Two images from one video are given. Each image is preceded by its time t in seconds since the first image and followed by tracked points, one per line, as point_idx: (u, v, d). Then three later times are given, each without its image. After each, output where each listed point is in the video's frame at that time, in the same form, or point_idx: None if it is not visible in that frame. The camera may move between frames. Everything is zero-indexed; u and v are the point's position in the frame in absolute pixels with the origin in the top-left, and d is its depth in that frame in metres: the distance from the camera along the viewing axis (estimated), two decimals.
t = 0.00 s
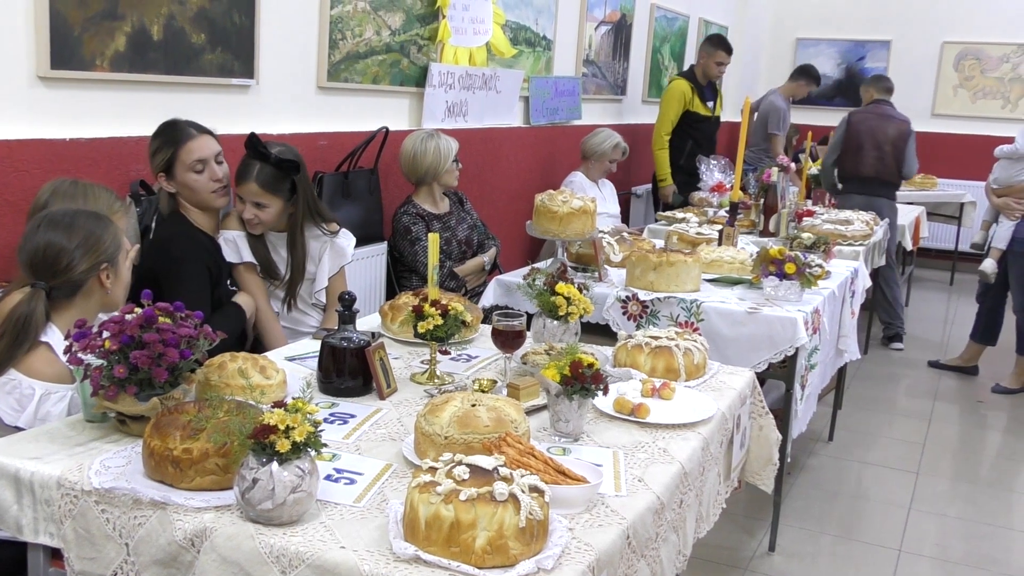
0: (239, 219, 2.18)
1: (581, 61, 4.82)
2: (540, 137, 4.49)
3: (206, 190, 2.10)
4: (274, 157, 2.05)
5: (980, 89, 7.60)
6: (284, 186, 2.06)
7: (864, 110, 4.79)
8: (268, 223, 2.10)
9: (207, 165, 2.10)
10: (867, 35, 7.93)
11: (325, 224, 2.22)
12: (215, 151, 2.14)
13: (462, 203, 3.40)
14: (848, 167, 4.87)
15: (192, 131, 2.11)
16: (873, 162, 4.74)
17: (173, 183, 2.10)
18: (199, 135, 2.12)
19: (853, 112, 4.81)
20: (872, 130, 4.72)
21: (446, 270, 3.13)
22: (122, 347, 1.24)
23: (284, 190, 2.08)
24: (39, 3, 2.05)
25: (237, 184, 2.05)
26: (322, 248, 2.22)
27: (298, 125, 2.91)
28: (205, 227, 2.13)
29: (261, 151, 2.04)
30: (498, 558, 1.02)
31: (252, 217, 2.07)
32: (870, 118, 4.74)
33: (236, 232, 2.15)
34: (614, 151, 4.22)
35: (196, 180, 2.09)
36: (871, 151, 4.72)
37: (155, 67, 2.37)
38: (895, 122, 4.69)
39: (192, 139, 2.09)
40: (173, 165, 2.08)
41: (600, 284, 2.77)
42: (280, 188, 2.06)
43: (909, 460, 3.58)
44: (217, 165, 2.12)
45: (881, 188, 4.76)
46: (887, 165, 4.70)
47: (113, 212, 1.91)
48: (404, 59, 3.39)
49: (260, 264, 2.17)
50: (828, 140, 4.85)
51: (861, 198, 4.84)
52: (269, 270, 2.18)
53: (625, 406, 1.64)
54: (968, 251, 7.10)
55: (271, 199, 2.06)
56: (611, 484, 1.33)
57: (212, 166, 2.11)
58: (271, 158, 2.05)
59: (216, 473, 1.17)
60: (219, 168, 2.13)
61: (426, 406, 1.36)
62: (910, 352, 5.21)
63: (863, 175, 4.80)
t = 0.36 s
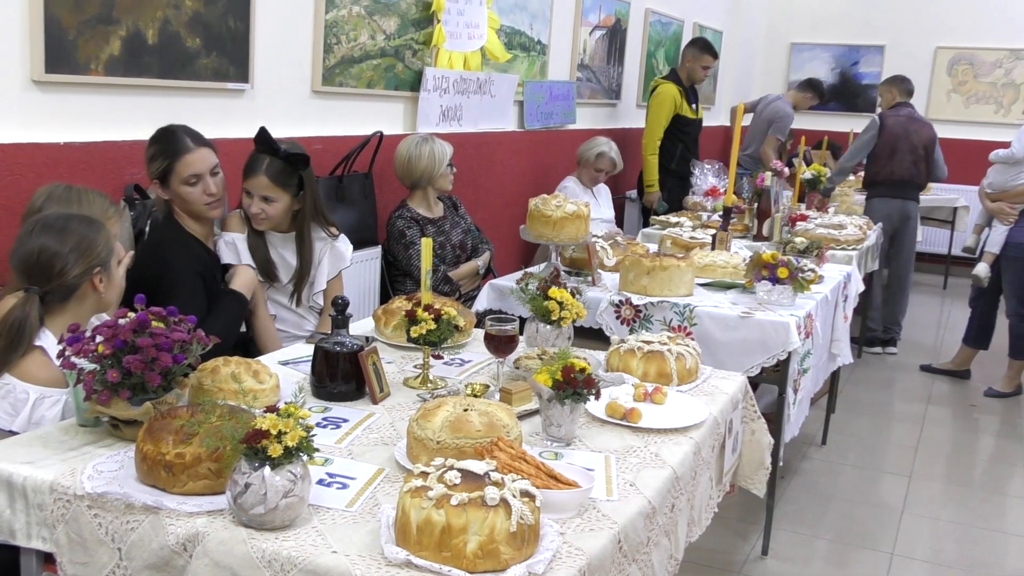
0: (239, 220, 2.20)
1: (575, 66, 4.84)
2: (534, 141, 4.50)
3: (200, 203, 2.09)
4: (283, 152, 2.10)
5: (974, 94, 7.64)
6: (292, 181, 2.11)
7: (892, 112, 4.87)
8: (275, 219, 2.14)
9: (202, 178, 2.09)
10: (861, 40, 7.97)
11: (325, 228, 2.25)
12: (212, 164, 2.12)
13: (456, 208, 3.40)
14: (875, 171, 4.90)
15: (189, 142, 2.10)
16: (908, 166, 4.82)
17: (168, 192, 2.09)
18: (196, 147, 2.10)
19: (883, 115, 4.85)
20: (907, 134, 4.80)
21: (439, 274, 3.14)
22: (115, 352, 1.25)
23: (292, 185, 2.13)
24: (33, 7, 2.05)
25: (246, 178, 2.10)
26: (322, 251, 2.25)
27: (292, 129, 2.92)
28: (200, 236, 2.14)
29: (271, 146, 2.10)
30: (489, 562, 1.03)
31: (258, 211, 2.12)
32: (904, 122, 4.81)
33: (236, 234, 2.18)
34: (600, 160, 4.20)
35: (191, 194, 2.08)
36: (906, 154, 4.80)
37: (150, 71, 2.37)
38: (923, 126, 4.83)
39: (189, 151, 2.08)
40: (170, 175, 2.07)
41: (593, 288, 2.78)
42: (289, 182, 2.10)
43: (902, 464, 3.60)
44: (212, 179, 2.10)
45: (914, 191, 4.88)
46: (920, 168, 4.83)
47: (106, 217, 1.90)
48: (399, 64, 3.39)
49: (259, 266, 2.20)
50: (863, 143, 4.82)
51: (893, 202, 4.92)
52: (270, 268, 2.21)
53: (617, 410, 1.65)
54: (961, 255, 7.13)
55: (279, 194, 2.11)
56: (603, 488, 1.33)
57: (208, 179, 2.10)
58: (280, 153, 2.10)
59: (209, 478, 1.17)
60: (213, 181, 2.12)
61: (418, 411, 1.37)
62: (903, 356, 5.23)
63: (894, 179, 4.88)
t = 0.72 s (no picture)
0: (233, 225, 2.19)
1: (563, 73, 4.86)
2: (521, 148, 4.52)
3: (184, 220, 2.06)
4: (280, 155, 2.12)
5: (960, 101, 7.72)
6: (288, 184, 2.13)
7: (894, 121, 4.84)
8: (270, 223, 2.14)
9: (193, 197, 2.05)
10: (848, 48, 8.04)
11: (318, 236, 2.27)
12: (207, 185, 2.08)
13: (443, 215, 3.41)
14: (877, 180, 4.87)
15: (188, 158, 2.05)
16: (910, 175, 4.84)
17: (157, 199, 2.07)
18: (195, 165, 2.06)
19: (885, 124, 4.84)
20: (910, 144, 4.81)
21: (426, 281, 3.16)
22: (99, 360, 1.25)
23: (289, 189, 2.14)
24: (20, 14, 2.05)
25: (243, 180, 2.10)
26: (316, 260, 2.26)
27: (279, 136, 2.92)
28: (185, 246, 2.10)
29: (267, 149, 2.11)
30: (470, 568, 1.04)
31: (254, 214, 2.10)
32: (908, 132, 4.82)
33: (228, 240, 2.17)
34: (586, 174, 4.19)
35: (179, 209, 2.05)
36: (909, 163, 4.81)
37: (137, 79, 2.38)
38: (921, 136, 4.88)
39: (186, 168, 2.04)
40: (162, 185, 2.04)
41: (579, 295, 2.80)
42: (284, 184, 2.11)
43: (889, 470, 3.62)
44: (202, 201, 2.06)
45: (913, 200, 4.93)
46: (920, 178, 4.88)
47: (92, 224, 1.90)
48: (386, 71, 3.41)
49: (251, 269, 2.18)
50: (868, 151, 4.81)
51: (895, 211, 4.93)
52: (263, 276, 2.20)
53: (600, 417, 1.66)
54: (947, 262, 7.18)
55: (275, 197, 2.11)
56: (585, 495, 1.34)
57: (198, 199, 2.06)
58: (276, 155, 2.12)
59: (192, 486, 1.18)
60: (203, 202, 2.08)
61: (402, 418, 1.38)
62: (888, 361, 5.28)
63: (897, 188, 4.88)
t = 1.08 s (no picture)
0: (203, 231, 2.19)
1: (528, 80, 4.90)
2: (487, 154, 4.54)
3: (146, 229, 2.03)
4: (253, 161, 2.14)
5: (919, 108, 7.90)
6: (261, 190, 2.14)
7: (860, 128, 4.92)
8: (241, 228, 2.15)
9: (156, 206, 2.03)
10: (811, 55, 8.19)
11: (289, 245, 2.27)
12: (171, 195, 2.06)
13: (408, 221, 3.42)
14: (841, 186, 4.94)
15: (153, 167, 2.03)
16: (872, 182, 4.94)
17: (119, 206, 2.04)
18: (160, 174, 2.03)
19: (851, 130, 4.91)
20: (873, 152, 4.91)
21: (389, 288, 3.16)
22: (55, 368, 1.25)
23: (261, 195, 2.15)
24: None
25: (216, 186, 2.12)
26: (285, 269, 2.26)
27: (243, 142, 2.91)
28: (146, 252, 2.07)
29: (241, 154, 2.13)
30: (428, 573, 1.05)
31: (225, 219, 2.12)
32: (873, 140, 4.91)
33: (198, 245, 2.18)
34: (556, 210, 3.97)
35: (140, 217, 2.02)
36: (872, 170, 4.91)
37: (97, 86, 2.36)
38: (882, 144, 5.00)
39: (150, 177, 2.01)
40: (124, 192, 2.02)
41: (542, 301, 2.82)
42: (257, 191, 2.13)
43: (851, 472, 3.68)
44: (165, 210, 2.04)
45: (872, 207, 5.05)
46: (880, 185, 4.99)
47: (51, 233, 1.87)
48: (351, 77, 3.41)
49: (217, 277, 2.16)
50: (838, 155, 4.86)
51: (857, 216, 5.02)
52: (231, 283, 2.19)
53: (561, 422, 1.68)
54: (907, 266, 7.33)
55: (248, 203, 2.12)
56: (544, 499, 1.36)
57: (161, 208, 2.04)
58: (250, 162, 2.15)
59: (149, 495, 1.17)
60: (166, 211, 2.06)
61: (362, 424, 1.39)
62: (849, 365, 5.37)
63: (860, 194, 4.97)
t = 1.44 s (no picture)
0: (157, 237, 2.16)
1: (482, 85, 4.92)
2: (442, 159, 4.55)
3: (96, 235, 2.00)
4: (211, 169, 2.11)
5: (866, 113, 8.11)
6: (219, 198, 2.12)
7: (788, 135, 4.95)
8: (199, 235, 2.12)
9: (105, 213, 2.00)
10: (760, 61, 8.35)
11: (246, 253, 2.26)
12: (119, 201, 2.03)
13: (363, 227, 3.41)
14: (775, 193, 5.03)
15: (99, 174, 1.99)
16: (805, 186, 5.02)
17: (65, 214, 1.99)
18: (107, 181, 2.00)
19: (780, 136, 4.96)
20: (804, 156, 4.97)
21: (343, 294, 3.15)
22: None
23: (219, 203, 2.13)
24: None
25: (172, 192, 2.08)
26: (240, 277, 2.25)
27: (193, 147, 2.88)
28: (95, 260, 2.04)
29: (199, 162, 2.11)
30: None
31: (182, 226, 2.09)
32: (803, 145, 4.96)
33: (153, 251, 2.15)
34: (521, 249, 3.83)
35: (89, 225, 1.99)
36: (803, 175, 4.98)
37: (41, 91, 2.32)
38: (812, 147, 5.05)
39: (97, 184, 1.98)
40: (70, 201, 1.97)
41: (496, 305, 2.84)
42: (215, 198, 2.10)
43: (801, 473, 3.76)
44: (114, 217, 2.01)
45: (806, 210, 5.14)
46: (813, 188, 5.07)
47: None
48: (302, 83, 3.39)
49: (173, 285, 2.14)
50: (769, 164, 4.92)
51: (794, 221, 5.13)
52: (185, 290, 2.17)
53: (514, 425, 1.69)
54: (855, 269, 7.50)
55: (206, 210, 2.10)
56: (496, 502, 1.38)
57: (110, 215, 2.00)
58: (209, 169, 2.12)
59: (96, 503, 1.16)
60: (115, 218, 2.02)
61: (314, 430, 1.39)
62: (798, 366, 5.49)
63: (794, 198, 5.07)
